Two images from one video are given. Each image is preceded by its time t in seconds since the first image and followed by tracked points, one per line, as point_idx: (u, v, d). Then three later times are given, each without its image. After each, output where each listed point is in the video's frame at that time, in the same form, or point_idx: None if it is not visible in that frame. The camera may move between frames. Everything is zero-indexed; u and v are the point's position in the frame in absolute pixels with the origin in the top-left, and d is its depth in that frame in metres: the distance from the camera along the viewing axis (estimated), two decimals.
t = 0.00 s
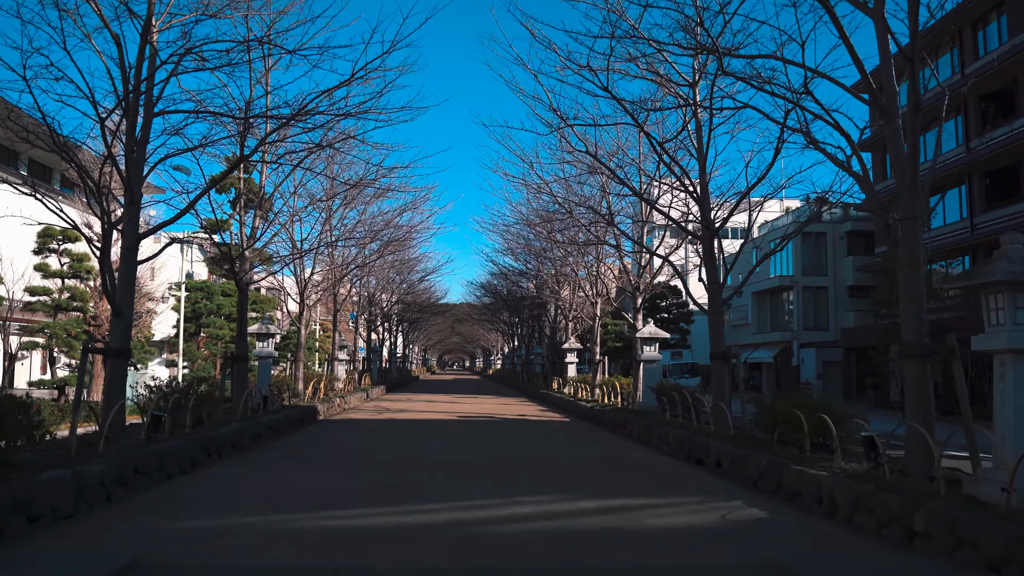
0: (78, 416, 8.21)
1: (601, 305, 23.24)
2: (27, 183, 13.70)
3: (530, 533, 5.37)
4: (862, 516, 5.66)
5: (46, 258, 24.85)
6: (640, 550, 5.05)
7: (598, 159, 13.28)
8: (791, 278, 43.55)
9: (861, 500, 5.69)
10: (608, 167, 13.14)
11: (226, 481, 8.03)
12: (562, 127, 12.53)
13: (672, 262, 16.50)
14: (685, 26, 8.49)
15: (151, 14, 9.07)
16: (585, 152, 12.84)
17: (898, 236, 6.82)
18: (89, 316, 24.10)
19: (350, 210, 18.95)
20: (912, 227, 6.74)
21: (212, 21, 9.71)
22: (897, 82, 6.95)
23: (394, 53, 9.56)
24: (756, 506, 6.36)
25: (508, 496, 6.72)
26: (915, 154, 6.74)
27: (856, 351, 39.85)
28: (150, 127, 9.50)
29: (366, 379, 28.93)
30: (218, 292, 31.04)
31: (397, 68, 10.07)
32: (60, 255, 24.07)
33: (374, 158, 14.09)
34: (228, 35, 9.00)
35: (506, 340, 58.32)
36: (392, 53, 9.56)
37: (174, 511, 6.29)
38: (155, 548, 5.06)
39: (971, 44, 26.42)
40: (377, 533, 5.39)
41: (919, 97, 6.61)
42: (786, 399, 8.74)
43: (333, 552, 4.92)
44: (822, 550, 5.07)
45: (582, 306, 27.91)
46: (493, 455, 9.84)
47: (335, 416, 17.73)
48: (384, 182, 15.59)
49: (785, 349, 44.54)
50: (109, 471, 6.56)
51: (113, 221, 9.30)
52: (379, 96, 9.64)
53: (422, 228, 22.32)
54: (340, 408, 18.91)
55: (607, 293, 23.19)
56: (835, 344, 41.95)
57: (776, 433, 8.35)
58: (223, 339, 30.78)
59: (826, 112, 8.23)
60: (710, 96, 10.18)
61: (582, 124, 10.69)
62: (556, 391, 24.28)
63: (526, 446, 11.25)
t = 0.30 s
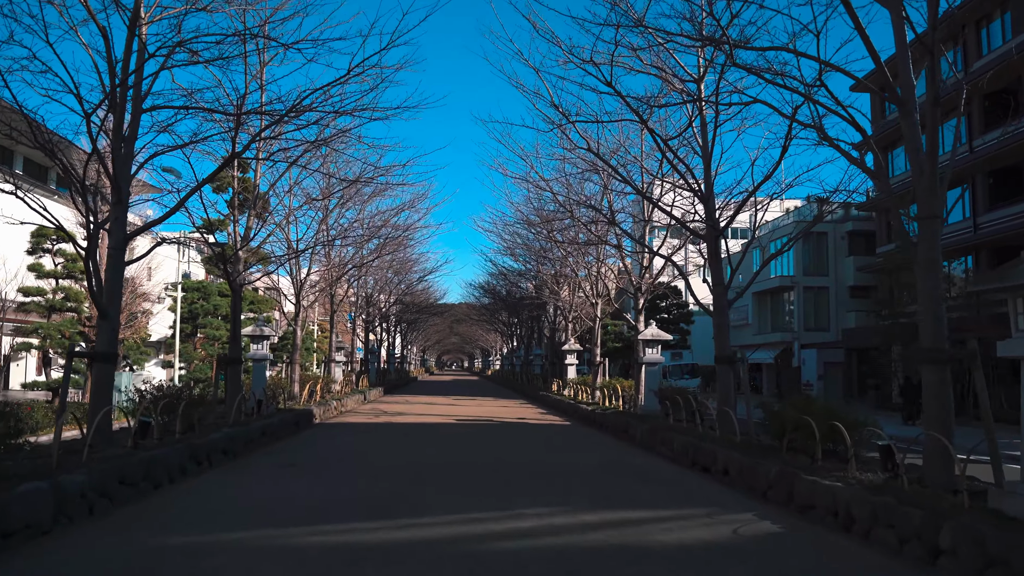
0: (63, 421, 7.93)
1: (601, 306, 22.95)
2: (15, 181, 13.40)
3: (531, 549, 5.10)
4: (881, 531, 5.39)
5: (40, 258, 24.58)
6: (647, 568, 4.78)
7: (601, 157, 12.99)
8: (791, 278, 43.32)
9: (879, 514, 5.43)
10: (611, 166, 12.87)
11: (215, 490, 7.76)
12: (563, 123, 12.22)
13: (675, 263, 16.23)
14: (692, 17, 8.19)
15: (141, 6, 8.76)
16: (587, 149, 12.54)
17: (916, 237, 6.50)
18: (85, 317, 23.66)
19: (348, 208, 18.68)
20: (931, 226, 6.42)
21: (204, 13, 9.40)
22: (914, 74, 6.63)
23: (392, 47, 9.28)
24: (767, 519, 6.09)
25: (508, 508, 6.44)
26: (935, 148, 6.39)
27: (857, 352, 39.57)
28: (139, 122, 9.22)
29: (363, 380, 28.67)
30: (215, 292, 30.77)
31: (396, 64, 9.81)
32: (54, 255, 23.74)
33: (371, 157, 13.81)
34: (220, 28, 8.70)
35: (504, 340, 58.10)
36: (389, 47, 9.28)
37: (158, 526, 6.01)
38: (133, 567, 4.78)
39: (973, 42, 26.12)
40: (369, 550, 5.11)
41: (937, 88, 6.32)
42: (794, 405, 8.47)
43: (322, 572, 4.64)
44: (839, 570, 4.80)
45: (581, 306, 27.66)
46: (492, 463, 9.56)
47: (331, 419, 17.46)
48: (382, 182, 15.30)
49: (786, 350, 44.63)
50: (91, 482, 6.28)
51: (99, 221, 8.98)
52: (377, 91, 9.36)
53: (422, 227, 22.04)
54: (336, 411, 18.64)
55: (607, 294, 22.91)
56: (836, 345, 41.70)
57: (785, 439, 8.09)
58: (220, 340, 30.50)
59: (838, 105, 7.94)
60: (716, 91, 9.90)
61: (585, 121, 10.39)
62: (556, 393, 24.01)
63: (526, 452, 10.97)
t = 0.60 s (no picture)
0: (44, 428, 7.64)
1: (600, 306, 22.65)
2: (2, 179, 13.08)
3: (530, 568, 4.82)
4: (900, 549, 5.11)
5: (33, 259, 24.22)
6: None
7: (602, 156, 12.69)
8: (792, 279, 43.01)
9: (898, 531, 5.15)
10: (612, 164, 12.57)
11: (202, 502, 7.47)
12: (563, 120, 11.92)
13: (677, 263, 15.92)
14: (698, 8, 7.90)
15: None
16: (589, 147, 12.25)
17: (935, 237, 6.20)
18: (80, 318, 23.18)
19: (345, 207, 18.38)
20: (950, 225, 6.13)
21: (194, 6, 9.10)
22: (932, 65, 6.33)
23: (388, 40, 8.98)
24: (778, 534, 5.81)
25: (506, 523, 6.15)
26: (955, 143, 6.10)
27: (858, 353, 39.26)
28: (126, 120, 8.92)
29: (360, 383, 28.34)
30: (212, 292, 30.44)
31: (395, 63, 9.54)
32: (48, 255, 23.38)
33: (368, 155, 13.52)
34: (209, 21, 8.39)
35: (503, 340, 57.81)
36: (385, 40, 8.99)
37: (138, 543, 5.72)
38: None
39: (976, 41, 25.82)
40: (358, 569, 4.83)
41: (957, 80, 6.03)
42: (803, 412, 8.19)
43: None
44: None
45: (580, 307, 27.38)
46: (490, 472, 9.28)
47: (327, 423, 17.17)
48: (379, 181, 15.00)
49: (785, 351, 44.53)
50: (69, 495, 5.98)
51: (84, 222, 8.65)
52: (373, 86, 9.06)
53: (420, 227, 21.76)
54: (332, 414, 18.34)
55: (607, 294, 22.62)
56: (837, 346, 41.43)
57: (793, 448, 7.81)
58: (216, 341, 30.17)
59: (850, 102, 7.68)
60: (721, 88, 9.63)
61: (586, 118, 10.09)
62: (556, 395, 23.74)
63: (525, 458, 10.68)
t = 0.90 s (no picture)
0: (22, 436, 7.31)
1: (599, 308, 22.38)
2: None
3: None
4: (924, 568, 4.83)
5: (27, 260, 23.85)
6: None
7: (603, 155, 12.39)
8: (793, 279, 42.77)
9: (922, 550, 4.87)
10: (612, 163, 12.28)
11: (188, 517, 7.15)
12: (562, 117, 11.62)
13: (678, 264, 15.64)
14: None
15: None
16: (589, 145, 11.97)
17: (956, 238, 5.91)
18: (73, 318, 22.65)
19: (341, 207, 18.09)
20: (970, 226, 5.84)
21: None
22: (951, 58, 6.03)
23: (384, 34, 8.68)
24: (794, 552, 5.51)
25: (507, 539, 5.85)
26: (973, 140, 5.83)
27: (859, 353, 39.04)
28: (111, 118, 8.61)
29: (356, 385, 28.03)
30: (208, 293, 30.16)
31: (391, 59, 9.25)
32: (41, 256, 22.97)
33: (362, 155, 13.23)
34: (196, 15, 8.08)
35: (501, 341, 57.58)
36: (380, 33, 8.68)
37: (118, 563, 5.42)
38: None
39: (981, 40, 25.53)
40: None
41: (978, 75, 5.77)
42: (813, 421, 7.92)
43: None
44: None
45: (579, 308, 27.11)
46: (488, 482, 8.98)
47: (322, 427, 16.85)
48: (375, 180, 14.70)
49: (786, 352, 44.24)
50: (45, 511, 5.67)
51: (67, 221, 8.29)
52: (367, 82, 8.77)
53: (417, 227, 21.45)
54: (328, 417, 18.04)
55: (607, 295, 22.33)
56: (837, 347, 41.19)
57: (804, 456, 7.54)
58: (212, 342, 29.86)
59: (863, 96, 7.38)
60: (726, 83, 9.33)
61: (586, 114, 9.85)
62: (555, 398, 23.45)
63: (524, 466, 10.38)
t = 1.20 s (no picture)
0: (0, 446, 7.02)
1: (599, 308, 22.14)
2: None
3: None
4: None
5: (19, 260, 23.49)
6: None
7: (604, 154, 12.10)
8: (792, 280, 42.55)
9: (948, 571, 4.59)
10: (614, 161, 11.99)
11: (172, 531, 6.87)
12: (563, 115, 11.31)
13: (680, 265, 15.35)
14: None
15: None
16: (590, 144, 11.68)
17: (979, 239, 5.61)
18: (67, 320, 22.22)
19: (338, 207, 17.79)
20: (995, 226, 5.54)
21: None
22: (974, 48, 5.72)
23: (378, 26, 8.38)
24: (808, 572, 5.23)
25: (505, 558, 5.56)
26: (999, 134, 5.51)
27: (859, 355, 38.81)
28: (95, 115, 8.30)
29: (353, 387, 27.74)
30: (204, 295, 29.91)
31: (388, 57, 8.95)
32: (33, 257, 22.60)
33: (358, 153, 12.94)
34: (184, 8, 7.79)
35: (499, 342, 57.31)
36: (375, 25, 8.37)
37: None
38: None
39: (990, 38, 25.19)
40: None
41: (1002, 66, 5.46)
42: (822, 429, 7.65)
43: None
44: None
45: (578, 309, 26.83)
46: (486, 492, 8.70)
47: (317, 431, 16.55)
48: (371, 179, 14.41)
49: (785, 353, 44.02)
50: (18, 527, 5.38)
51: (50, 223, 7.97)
52: (361, 77, 8.46)
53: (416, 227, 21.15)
54: (323, 421, 17.73)
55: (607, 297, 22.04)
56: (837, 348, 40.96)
57: (815, 466, 7.27)
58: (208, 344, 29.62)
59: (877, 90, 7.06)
60: (732, 78, 9.03)
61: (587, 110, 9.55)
62: (554, 400, 23.17)
63: (523, 474, 10.09)
